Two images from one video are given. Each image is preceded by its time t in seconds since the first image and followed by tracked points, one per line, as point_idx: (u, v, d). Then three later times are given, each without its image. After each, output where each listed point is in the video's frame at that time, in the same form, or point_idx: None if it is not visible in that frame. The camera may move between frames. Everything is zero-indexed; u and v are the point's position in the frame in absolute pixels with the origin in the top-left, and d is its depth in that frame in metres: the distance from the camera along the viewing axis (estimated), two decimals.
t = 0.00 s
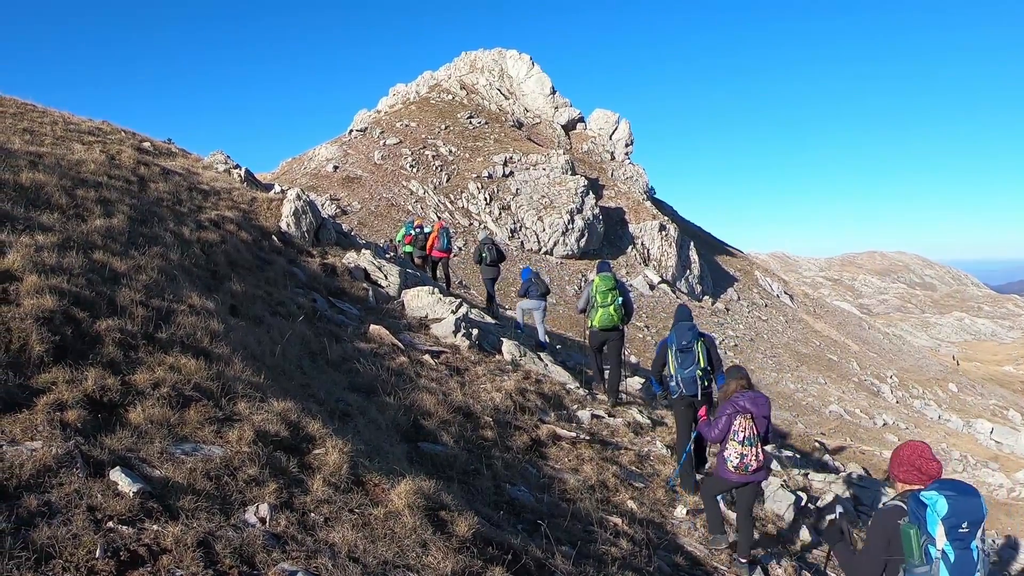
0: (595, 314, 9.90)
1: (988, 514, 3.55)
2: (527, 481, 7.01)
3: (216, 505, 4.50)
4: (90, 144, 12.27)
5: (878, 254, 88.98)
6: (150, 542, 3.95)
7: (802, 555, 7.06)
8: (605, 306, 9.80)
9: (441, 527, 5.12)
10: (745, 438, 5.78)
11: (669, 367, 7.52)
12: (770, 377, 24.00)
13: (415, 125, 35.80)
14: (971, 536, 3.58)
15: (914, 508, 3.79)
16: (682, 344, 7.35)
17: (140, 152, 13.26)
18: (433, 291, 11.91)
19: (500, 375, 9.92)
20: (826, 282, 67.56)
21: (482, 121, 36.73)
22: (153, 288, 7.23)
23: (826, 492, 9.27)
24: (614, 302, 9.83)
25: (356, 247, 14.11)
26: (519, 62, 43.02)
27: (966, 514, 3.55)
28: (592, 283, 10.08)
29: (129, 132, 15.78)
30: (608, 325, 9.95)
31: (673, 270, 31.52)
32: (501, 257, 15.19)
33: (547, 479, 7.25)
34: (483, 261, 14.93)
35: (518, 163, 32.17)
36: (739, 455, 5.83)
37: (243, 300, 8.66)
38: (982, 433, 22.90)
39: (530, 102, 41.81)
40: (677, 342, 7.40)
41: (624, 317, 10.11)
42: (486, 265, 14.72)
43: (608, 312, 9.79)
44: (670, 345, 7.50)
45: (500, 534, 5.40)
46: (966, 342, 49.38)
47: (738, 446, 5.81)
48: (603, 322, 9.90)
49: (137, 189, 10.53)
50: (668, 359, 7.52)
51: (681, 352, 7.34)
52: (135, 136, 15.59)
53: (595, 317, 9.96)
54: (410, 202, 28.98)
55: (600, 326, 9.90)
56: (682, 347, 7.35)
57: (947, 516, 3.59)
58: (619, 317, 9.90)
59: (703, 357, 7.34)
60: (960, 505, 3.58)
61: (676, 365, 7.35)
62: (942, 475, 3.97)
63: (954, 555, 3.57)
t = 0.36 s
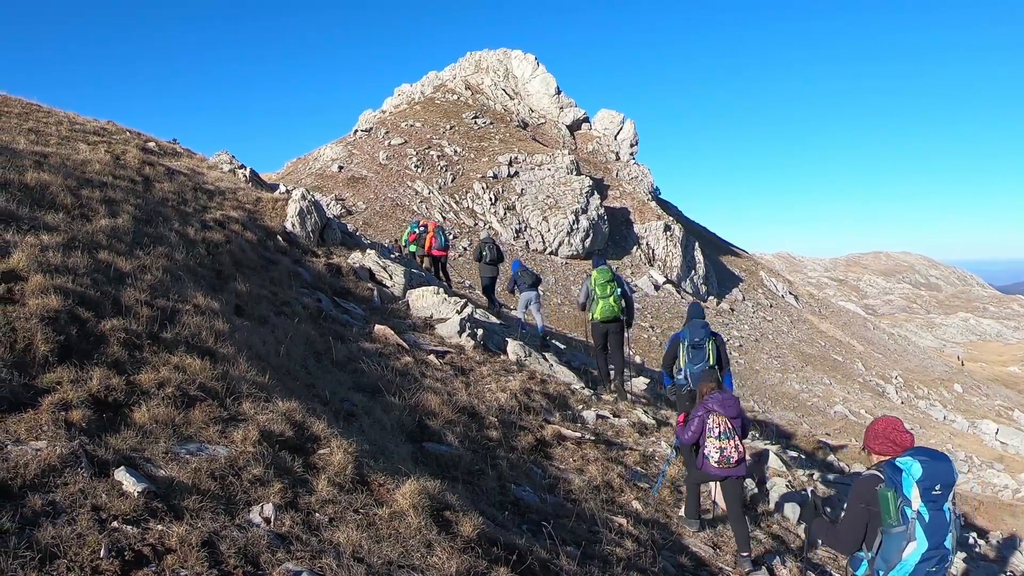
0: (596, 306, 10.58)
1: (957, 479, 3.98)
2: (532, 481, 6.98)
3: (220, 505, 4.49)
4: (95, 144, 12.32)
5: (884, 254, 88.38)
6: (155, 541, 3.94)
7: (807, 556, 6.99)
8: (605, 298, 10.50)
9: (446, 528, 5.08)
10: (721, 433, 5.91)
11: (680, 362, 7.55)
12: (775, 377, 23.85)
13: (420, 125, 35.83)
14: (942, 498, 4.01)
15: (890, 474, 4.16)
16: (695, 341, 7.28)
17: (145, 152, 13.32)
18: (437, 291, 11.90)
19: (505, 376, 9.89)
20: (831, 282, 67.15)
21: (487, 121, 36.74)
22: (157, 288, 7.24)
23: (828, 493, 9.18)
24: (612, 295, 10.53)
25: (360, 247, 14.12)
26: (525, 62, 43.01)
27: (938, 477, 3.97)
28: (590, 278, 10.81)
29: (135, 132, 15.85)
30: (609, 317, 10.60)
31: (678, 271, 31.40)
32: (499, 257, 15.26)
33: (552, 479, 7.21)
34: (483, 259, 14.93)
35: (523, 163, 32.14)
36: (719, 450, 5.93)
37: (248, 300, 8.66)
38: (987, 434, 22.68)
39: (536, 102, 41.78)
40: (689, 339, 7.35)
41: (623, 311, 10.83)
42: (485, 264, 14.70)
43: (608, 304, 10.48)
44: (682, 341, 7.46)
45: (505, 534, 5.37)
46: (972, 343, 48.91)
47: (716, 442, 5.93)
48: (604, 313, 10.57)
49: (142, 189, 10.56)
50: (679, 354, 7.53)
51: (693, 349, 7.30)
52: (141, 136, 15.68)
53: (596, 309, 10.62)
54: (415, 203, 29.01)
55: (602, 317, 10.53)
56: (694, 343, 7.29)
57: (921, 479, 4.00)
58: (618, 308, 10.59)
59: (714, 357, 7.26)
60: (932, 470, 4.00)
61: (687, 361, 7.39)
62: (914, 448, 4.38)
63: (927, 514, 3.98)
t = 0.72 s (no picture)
0: (599, 306, 10.46)
1: (913, 470, 3.89)
2: (537, 482, 6.95)
3: (224, 506, 4.47)
4: (99, 144, 12.36)
5: (887, 254, 87.99)
6: (159, 543, 3.93)
7: (810, 557, 6.93)
8: (609, 299, 10.41)
9: (450, 529, 5.06)
10: (700, 406, 6.39)
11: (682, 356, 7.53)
12: (778, 378, 23.74)
13: (424, 125, 35.86)
14: (898, 488, 3.92)
15: (849, 468, 4.04)
16: (704, 338, 7.31)
17: (148, 153, 13.36)
18: (441, 292, 11.89)
19: (508, 376, 9.86)
20: (834, 283, 66.89)
21: (490, 122, 36.74)
22: (161, 289, 7.25)
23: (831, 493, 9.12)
24: (615, 296, 10.47)
25: (364, 247, 14.12)
26: (528, 62, 42.98)
27: (893, 469, 3.88)
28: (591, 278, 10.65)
29: (139, 133, 15.89)
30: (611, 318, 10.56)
31: (681, 271, 31.31)
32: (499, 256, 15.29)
33: (556, 480, 7.18)
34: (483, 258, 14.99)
35: (527, 164, 32.09)
36: (697, 422, 6.43)
37: (252, 301, 8.66)
38: (991, 435, 22.54)
39: (539, 103, 41.75)
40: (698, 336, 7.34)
41: (622, 309, 10.82)
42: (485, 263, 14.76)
43: (612, 305, 10.41)
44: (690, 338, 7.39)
45: (509, 535, 5.34)
46: (975, 343, 48.63)
47: (694, 414, 6.42)
48: (607, 315, 10.49)
49: (145, 189, 10.58)
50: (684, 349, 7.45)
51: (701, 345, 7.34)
52: (145, 137, 15.73)
53: (599, 310, 10.51)
54: (419, 203, 29.03)
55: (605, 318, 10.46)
56: (702, 341, 7.31)
57: (877, 472, 3.90)
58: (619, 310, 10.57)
59: (720, 353, 7.39)
60: (888, 463, 3.91)
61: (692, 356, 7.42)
62: (874, 438, 4.24)
63: (885, 505, 3.90)
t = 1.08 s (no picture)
0: (603, 306, 10.44)
1: (881, 449, 4.32)
2: (542, 483, 6.91)
3: (230, 507, 4.47)
4: (105, 146, 12.44)
5: (894, 255, 87.29)
6: (165, 543, 3.92)
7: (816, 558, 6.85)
8: (613, 298, 10.39)
9: (455, 529, 5.04)
10: (691, 407, 6.39)
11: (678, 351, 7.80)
12: (784, 379, 23.56)
13: (429, 126, 35.90)
14: (869, 466, 4.32)
15: (823, 447, 4.45)
16: (699, 333, 7.60)
17: (154, 155, 13.44)
18: (447, 293, 11.89)
19: (514, 377, 9.82)
20: (840, 283, 66.40)
21: (496, 123, 36.75)
22: (167, 289, 7.28)
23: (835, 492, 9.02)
24: (619, 295, 10.49)
25: (370, 248, 14.14)
26: (533, 63, 42.97)
27: (864, 448, 4.29)
28: (594, 279, 10.62)
29: (147, 135, 16.01)
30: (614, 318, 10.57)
31: (687, 272, 31.17)
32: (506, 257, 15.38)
33: (562, 481, 7.14)
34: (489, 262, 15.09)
35: (533, 165, 32.06)
36: (685, 422, 6.43)
37: (258, 301, 8.69)
38: (997, 435, 22.29)
39: (544, 104, 41.73)
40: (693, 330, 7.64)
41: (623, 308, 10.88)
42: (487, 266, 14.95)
43: (617, 304, 10.41)
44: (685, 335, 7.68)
45: (514, 535, 5.31)
46: (982, 344, 48.12)
47: (684, 414, 6.42)
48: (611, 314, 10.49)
49: (151, 191, 10.64)
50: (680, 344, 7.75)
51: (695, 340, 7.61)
52: (152, 139, 15.83)
53: (603, 310, 10.49)
54: (424, 204, 29.06)
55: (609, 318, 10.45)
56: (697, 335, 7.62)
57: (849, 451, 4.31)
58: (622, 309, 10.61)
59: (715, 346, 7.75)
60: (860, 442, 4.32)
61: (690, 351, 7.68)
62: (846, 422, 4.69)
63: (856, 481, 4.29)
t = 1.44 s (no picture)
0: (603, 302, 10.50)
1: (858, 447, 4.61)
2: (547, 486, 6.87)
3: (236, 509, 4.46)
4: (111, 149, 12.52)
5: (899, 257, 86.65)
6: (170, 545, 3.91)
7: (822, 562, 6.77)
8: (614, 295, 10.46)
9: (460, 532, 5.00)
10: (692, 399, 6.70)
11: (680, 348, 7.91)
12: (788, 382, 23.38)
13: (435, 129, 36.00)
14: (845, 463, 4.61)
15: (804, 444, 4.75)
16: (697, 329, 7.69)
17: (160, 157, 13.52)
18: (452, 296, 11.87)
19: (519, 380, 9.77)
20: (845, 286, 65.95)
21: (501, 126, 36.81)
22: (173, 292, 7.31)
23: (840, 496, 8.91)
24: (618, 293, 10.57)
25: (375, 251, 14.16)
26: (539, 66, 43.06)
27: (841, 446, 4.58)
28: (595, 277, 10.67)
29: (154, 138, 16.13)
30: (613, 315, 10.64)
31: (692, 275, 31.04)
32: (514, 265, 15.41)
33: (567, 484, 7.09)
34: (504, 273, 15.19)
35: (538, 167, 32.04)
36: (686, 412, 6.78)
37: (263, 304, 8.70)
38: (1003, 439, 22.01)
39: (550, 107, 41.77)
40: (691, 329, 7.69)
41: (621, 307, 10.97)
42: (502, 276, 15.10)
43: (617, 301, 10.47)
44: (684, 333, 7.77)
45: (519, 538, 5.27)
46: (987, 347, 47.57)
47: (686, 405, 6.74)
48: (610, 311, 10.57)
49: (158, 193, 10.70)
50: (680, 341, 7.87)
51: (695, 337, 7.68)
52: (159, 141, 15.94)
53: (602, 306, 10.55)
54: (430, 207, 29.12)
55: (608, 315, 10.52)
56: (695, 331, 7.70)
57: (827, 448, 4.61)
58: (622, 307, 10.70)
59: (714, 341, 7.78)
60: (838, 441, 4.61)
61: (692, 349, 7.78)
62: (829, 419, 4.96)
63: (833, 476, 4.60)
